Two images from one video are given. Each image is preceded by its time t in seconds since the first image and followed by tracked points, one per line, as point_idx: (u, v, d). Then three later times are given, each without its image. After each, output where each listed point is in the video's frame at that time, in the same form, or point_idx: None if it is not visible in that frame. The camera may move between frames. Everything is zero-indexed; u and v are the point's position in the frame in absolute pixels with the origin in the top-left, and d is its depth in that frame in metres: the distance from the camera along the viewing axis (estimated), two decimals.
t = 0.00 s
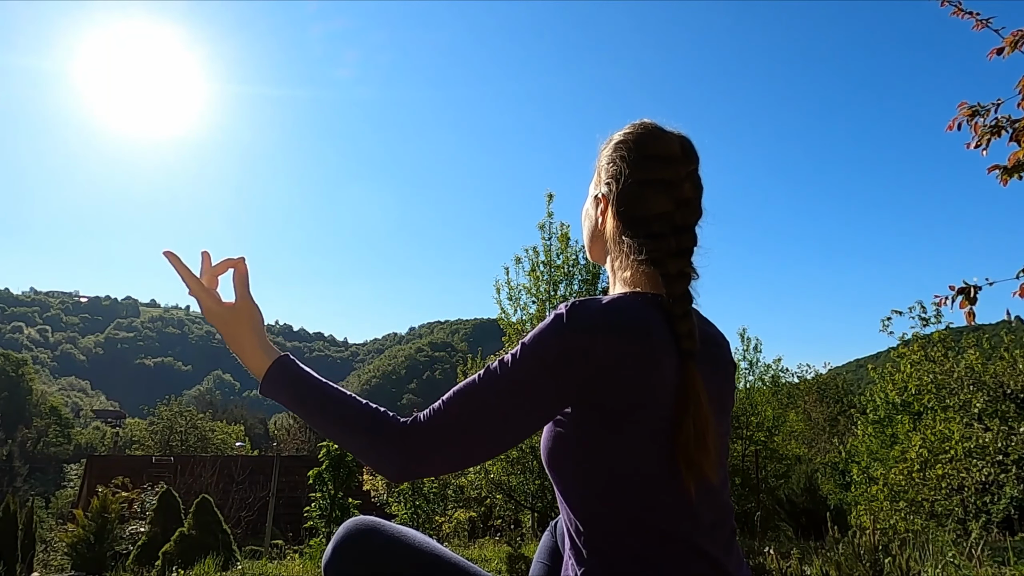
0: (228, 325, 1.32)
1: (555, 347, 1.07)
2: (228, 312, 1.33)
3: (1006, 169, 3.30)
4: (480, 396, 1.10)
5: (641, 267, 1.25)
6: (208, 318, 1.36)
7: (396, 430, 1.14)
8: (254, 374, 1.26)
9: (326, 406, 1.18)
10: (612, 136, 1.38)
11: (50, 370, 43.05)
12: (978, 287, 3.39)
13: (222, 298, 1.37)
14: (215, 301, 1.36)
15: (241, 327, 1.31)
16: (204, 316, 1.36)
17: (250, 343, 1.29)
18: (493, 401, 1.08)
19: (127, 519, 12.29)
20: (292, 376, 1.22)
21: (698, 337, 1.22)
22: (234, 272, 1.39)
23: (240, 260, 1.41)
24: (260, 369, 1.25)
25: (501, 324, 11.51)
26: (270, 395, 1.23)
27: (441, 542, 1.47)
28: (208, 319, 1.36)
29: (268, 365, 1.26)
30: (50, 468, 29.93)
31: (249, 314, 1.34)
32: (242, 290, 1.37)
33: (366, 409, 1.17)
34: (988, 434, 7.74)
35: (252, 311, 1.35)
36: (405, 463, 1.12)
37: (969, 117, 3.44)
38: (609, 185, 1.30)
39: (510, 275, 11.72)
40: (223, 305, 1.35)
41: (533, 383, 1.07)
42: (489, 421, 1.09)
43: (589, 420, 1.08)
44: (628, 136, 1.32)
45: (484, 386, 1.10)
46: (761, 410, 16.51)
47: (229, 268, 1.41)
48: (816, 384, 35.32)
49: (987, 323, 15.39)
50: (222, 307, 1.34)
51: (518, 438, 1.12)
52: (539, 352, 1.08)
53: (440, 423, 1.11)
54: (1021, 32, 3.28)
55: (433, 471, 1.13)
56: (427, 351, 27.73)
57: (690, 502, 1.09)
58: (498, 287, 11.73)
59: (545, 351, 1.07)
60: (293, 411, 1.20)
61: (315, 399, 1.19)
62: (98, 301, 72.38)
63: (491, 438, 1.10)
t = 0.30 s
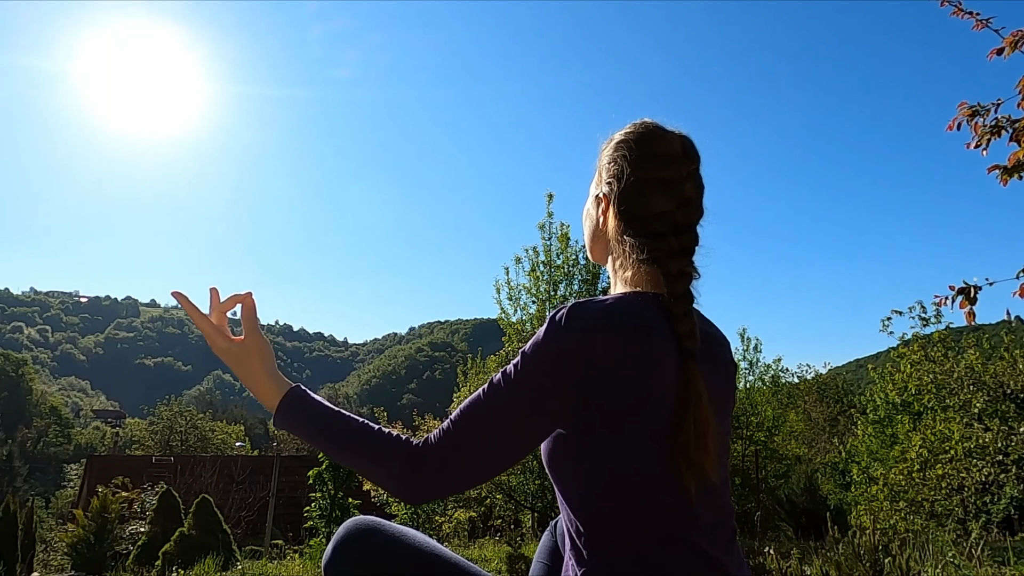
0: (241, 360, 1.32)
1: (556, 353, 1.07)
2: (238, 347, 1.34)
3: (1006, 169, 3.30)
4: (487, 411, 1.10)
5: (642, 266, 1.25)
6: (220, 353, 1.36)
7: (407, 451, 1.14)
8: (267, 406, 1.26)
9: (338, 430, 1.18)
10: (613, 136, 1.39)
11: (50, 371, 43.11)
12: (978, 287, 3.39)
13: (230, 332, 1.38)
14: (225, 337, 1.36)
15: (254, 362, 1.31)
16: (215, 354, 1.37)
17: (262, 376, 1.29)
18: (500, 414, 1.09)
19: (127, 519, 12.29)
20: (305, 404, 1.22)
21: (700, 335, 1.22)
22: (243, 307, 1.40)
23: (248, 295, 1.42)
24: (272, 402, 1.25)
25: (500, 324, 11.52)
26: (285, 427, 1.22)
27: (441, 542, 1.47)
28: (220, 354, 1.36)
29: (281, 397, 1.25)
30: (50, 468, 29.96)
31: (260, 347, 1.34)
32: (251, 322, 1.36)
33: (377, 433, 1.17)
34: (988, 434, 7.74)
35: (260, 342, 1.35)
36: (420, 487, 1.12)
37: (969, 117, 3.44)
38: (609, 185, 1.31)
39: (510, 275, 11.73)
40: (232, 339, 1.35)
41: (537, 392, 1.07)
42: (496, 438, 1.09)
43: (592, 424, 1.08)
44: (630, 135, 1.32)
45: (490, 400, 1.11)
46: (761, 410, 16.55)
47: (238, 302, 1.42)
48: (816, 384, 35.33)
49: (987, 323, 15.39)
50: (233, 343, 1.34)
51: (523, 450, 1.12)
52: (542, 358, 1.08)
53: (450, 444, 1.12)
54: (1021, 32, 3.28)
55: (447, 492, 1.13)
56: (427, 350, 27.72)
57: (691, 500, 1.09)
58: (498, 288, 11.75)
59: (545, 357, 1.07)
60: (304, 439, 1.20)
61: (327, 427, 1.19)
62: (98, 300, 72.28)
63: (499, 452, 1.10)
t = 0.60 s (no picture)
0: (252, 391, 1.30)
1: (556, 357, 1.07)
2: (248, 379, 1.32)
3: (1006, 169, 3.30)
4: (493, 422, 1.10)
5: (643, 266, 1.25)
6: (230, 386, 1.35)
7: (417, 469, 1.13)
8: (281, 435, 1.25)
9: (350, 451, 1.18)
10: (613, 136, 1.39)
11: (50, 371, 43.12)
12: (978, 287, 3.39)
13: (239, 364, 1.36)
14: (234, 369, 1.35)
15: (264, 393, 1.29)
16: (226, 385, 1.35)
17: (273, 406, 1.28)
18: (505, 425, 1.09)
19: (127, 519, 12.29)
20: (318, 430, 1.22)
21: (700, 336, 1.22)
22: (250, 339, 1.39)
23: (256, 327, 1.41)
24: (285, 431, 1.24)
25: (500, 324, 11.52)
26: (300, 453, 1.22)
27: (441, 542, 1.47)
28: (230, 386, 1.34)
29: (294, 426, 1.25)
30: (50, 468, 29.99)
31: (268, 377, 1.33)
32: (259, 354, 1.35)
33: (388, 452, 1.16)
34: (988, 434, 7.74)
35: (270, 372, 1.34)
36: (434, 504, 1.11)
37: (969, 117, 3.44)
38: (611, 184, 1.30)
39: (510, 275, 11.75)
40: (242, 372, 1.34)
41: (540, 399, 1.07)
42: (502, 450, 1.09)
43: (595, 428, 1.07)
44: (631, 135, 1.32)
45: (495, 412, 1.10)
46: (761, 410, 16.62)
47: (245, 333, 1.41)
48: (816, 384, 35.35)
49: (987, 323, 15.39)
50: (243, 374, 1.33)
51: (528, 462, 1.11)
52: (544, 364, 1.07)
53: (460, 458, 1.11)
54: (1021, 32, 3.28)
55: (460, 508, 1.12)
56: (427, 350, 27.71)
57: (691, 500, 1.09)
58: (498, 288, 11.77)
59: (548, 361, 1.07)
60: (318, 461, 1.20)
61: (340, 450, 1.18)
62: (98, 301, 72.30)
63: (507, 463, 1.09)
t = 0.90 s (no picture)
0: (259, 409, 1.28)
1: (559, 357, 1.07)
2: (256, 397, 1.29)
3: (1006, 169, 3.30)
4: (499, 428, 1.09)
5: (645, 266, 1.25)
6: (237, 404, 1.32)
7: (429, 479, 1.12)
8: (291, 452, 1.24)
9: (362, 464, 1.17)
10: (614, 136, 1.39)
11: (51, 371, 43.12)
12: (978, 287, 3.39)
13: (246, 382, 1.34)
14: (241, 388, 1.32)
15: (272, 411, 1.27)
16: (233, 403, 1.33)
17: (283, 422, 1.26)
18: (510, 429, 1.08)
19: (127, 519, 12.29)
20: (328, 445, 1.20)
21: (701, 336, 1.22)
22: (256, 357, 1.37)
23: (262, 343, 1.39)
24: (294, 447, 1.23)
25: (501, 324, 11.51)
26: (309, 468, 1.20)
27: (441, 542, 1.47)
28: (237, 403, 1.32)
29: (304, 442, 1.23)
30: (50, 468, 30.00)
31: (276, 393, 1.30)
32: (266, 372, 1.33)
33: (399, 464, 1.15)
34: (988, 434, 7.74)
35: (277, 389, 1.31)
36: (447, 514, 1.11)
37: (969, 117, 3.44)
38: (612, 184, 1.30)
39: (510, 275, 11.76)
40: (248, 389, 1.31)
41: (542, 402, 1.07)
42: (508, 455, 1.08)
43: (597, 429, 1.07)
44: (631, 135, 1.32)
45: (498, 416, 1.10)
46: (761, 410, 16.68)
47: (252, 351, 1.38)
48: (816, 384, 35.35)
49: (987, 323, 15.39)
50: (251, 392, 1.30)
51: (534, 469, 1.11)
52: (547, 366, 1.07)
53: (468, 466, 1.11)
54: (1021, 32, 3.28)
55: (469, 518, 1.11)
56: (427, 350, 27.70)
57: (692, 500, 1.09)
58: (498, 288, 11.78)
59: (550, 363, 1.07)
60: (329, 475, 1.18)
61: (352, 464, 1.17)
62: (99, 301, 72.31)
63: (512, 470, 1.09)
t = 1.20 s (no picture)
0: (268, 427, 1.27)
1: (562, 359, 1.06)
2: (265, 416, 1.29)
3: (1006, 169, 3.30)
4: (505, 435, 1.09)
5: (647, 266, 1.25)
6: (247, 424, 1.32)
7: (438, 490, 1.12)
8: (303, 468, 1.24)
9: (373, 476, 1.17)
10: (615, 136, 1.39)
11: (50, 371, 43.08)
12: (978, 287, 3.39)
13: (254, 403, 1.34)
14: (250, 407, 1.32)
15: (282, 427, 1.27)
16: (244, 423, 1.33)
17: (293, 437, 1.26)
18: (516, 436, 1.08)
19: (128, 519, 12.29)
20: (337, 460, 1.21)
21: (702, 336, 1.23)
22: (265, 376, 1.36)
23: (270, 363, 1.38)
24: (306, 464, 1.23)
25: (501, 324, 11.50)
26: (320, 482, 1.20)
27: (441, 542, 1.47)
28: (247, 423, 1.32)
29: (316, 458, 1.23)
30: (50, 469, 30.00)
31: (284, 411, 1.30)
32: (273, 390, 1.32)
33: (410, 476, 1.15)
34: (988, 434, 7.74)
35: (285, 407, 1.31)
36: (457, 523, 1.11)
37: (969, 117, 3.44)
38: (615, 184, 1.30)
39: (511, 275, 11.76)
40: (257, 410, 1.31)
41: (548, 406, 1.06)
42: (515, 460, 1.08)
43: (599, 431, 1.07)
44: (634, 135, 1.32)
45: (504, 420, 1.10)
46: (761, 410, 16.69)
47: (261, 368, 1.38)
48: (816, 384, 35.35)
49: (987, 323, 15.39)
50: (260, 411, 1.29)
51: (538, 477, 1.11)
52: (551, 370, 1.07)
53: (475, 473, 1.10)
54: (1021, 32, 3.28)
55: (478, 527, 1.11)
56: (427, 350, 27.69)
57: (694, 499, 1.09)
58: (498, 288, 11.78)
59: (553, 366, 1.07)
60: (340, 490, 1.18)
61: (361, 477, 1.17)
62: (98, 301, 72.15)
63: (517, 475, 1.09)
